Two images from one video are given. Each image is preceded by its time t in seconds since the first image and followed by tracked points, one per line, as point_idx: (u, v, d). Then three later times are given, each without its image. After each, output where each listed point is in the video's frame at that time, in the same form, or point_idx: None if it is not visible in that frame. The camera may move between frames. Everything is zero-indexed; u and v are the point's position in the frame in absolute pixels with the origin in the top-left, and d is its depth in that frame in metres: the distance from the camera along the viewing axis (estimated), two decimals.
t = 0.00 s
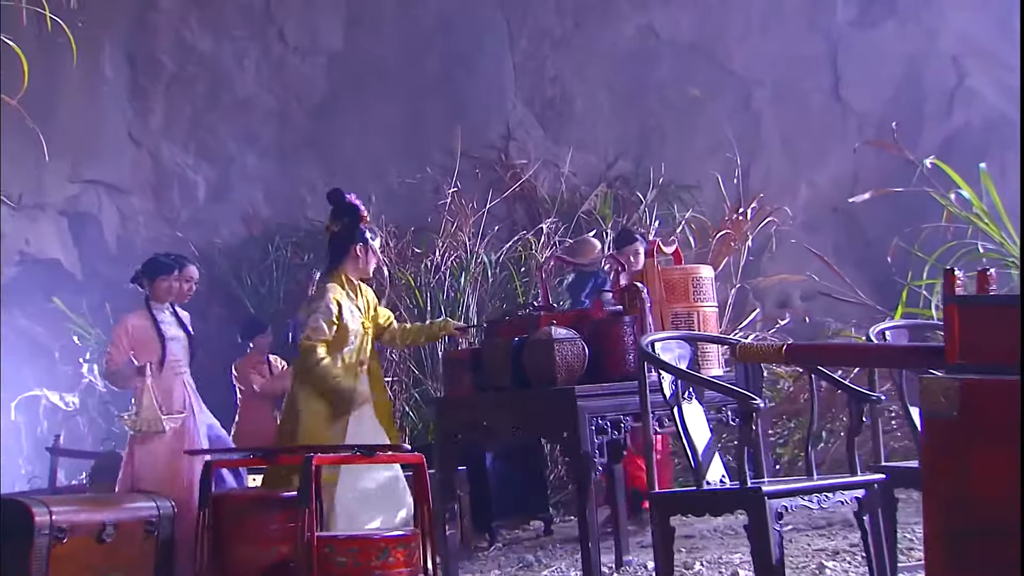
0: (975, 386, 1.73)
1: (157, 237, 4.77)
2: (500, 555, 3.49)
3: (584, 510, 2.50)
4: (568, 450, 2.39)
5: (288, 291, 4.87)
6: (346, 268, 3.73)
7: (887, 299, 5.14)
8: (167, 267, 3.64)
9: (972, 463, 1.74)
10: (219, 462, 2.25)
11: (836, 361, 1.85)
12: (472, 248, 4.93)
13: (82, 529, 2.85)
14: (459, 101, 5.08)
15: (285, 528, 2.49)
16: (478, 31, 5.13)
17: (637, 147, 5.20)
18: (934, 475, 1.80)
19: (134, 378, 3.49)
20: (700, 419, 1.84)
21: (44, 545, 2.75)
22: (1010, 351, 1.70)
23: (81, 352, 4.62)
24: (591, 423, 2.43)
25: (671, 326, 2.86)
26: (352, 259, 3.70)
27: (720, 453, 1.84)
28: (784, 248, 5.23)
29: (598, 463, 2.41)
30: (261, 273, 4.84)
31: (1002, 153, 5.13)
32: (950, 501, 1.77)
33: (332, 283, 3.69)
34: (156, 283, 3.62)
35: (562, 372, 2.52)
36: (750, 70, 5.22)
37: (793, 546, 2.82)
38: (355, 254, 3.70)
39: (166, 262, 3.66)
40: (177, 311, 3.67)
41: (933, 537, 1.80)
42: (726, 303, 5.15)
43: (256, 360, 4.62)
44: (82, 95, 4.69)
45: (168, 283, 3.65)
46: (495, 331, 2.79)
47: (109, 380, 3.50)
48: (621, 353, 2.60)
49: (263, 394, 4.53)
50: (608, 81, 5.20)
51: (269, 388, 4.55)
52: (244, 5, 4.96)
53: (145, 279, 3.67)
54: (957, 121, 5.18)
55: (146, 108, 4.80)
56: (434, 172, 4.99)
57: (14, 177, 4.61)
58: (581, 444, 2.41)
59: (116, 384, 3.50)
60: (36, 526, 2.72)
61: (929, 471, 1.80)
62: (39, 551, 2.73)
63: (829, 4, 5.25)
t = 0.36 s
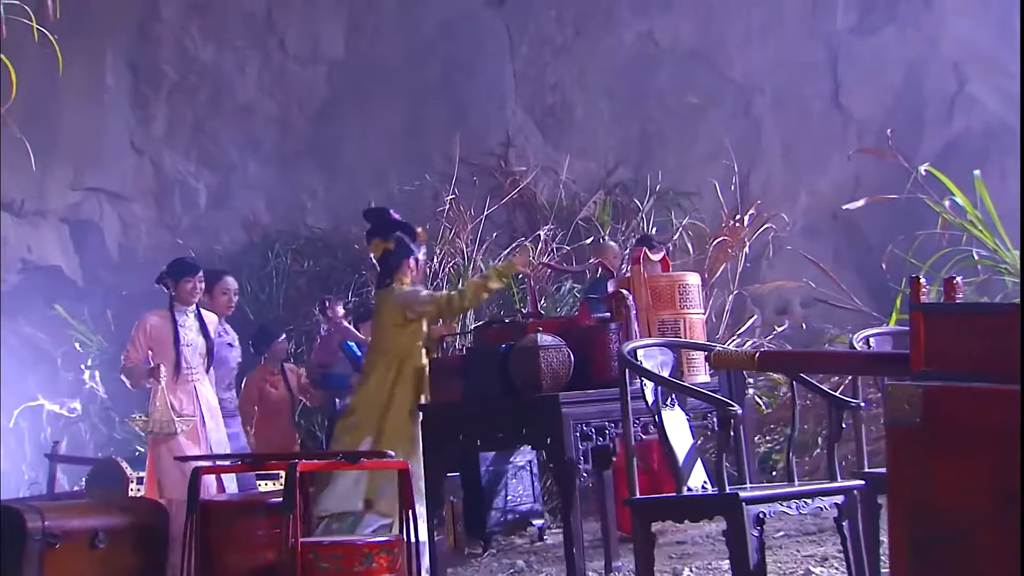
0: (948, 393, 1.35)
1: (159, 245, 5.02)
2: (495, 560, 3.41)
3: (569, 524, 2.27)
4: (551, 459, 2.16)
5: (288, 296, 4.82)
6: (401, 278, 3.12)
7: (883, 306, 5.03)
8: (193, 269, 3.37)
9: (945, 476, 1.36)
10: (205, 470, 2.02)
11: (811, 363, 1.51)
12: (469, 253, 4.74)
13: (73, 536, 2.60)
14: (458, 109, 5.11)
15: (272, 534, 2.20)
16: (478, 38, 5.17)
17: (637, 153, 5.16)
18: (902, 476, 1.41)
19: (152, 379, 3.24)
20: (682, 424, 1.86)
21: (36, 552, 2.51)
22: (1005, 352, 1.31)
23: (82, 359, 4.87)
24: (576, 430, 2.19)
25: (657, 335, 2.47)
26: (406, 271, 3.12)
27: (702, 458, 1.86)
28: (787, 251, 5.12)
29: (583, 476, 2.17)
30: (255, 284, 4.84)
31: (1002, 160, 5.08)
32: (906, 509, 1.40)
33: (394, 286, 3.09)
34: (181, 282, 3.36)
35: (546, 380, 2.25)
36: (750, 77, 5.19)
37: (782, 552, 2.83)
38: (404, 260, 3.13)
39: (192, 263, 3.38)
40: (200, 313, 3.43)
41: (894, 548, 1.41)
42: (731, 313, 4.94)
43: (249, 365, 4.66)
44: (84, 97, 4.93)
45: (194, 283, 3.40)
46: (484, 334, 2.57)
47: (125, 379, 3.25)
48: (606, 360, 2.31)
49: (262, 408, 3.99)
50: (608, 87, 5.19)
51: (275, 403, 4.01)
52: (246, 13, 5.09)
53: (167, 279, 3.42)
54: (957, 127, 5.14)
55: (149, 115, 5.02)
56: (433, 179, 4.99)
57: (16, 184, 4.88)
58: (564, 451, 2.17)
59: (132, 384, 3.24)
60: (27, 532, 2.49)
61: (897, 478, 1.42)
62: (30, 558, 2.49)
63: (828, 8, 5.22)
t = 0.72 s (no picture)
0: (906, 403, 1.13)
1: (143, 252, 5.03)
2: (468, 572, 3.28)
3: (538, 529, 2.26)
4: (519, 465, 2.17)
5: (272, 304, 4.71)
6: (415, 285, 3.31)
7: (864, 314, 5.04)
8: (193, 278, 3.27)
9: (895, 485, 1.15)
10: (175, 475, 1.98)
11: (758, 375, 1.38)
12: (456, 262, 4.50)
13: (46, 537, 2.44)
14: (443, 116, 5.17)
15: (245, 541, 2.13)
16: (463, 48, 5.24)
17: (620, 162, 5.19)
18: (845, 482, 1.20)
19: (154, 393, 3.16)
20: (648, 431, 1.87)
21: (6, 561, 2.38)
22: (991, 360, 1.09)
23: (66, 366, 4.88)
24: (546, 437, 2.18)
25: (628, 343, 2.47)
26: (422, 276, 3.30)
27: (669, 465, 1.88)
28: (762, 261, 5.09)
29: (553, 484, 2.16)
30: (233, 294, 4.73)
31: (987, 167, 5.03)
32: (848, 520, 1.20)
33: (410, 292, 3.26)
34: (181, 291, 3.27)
35: (517, 388, 2.25)
36: (735, 84, 5.22)
37: (755, 557, 2.85)
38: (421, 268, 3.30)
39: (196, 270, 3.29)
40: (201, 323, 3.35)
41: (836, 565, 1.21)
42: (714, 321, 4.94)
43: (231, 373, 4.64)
44: (69, 104, 4.98)
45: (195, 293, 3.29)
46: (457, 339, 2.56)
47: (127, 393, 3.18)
48: (575, 367, 2.32)
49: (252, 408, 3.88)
50: (591, 96, 5.23)
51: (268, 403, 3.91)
52: (231, 24, 5.13)
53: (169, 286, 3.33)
54: (939, 137, 5.11)
55: (133, 123, 5.06)
56: (416, 187, 4.98)
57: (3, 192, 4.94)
58: (534, 458, 2.17)
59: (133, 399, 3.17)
60: None
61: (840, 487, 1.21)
62: None
63: (813, 20, 5.24)
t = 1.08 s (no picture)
0: (856, 412, 1.14)
1: (126, 258, 5.10)
2: None
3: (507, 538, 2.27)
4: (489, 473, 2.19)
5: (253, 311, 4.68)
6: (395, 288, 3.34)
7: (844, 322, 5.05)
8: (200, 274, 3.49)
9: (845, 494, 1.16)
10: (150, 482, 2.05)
11: (727, 383, 1.37)
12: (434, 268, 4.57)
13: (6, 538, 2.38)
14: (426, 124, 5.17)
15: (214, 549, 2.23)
16: (447, 58, 5.24)
17: (603, 171, 5.10)
18: (794, 491, 1.22)
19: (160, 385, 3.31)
20: (615, 437, 1.89)
21: None
22: (944, 370, 1.10)
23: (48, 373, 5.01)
24: (515, 444, 2.20)
25: (598, 351, 2.48)
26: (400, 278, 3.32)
27: (636, 471, 1.90)
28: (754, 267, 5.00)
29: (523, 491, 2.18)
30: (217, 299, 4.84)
31: (965, 175, 4.78)
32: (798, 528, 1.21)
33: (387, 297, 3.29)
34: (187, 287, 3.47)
35: (488, 395, 2.28)
36: (718, 94, 5.09)
37: (728, 564, 2.87)
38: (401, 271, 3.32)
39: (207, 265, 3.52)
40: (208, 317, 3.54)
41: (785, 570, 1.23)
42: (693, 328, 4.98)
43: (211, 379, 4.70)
44: (57, 112, 5.25)
45: (200, 291, 3.50)
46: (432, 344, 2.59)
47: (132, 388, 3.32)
48: (545, 375, 2.34)
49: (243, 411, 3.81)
50: (575, 105, 5.16)
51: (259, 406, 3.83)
52: (215, 33, 5.20)
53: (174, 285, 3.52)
54: (920, 145, 4.90)
55: (116, 130, 5.21)
56: (398, 194, 4.94)
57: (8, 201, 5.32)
58: (504, 464, 2.18)
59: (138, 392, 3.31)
60: None
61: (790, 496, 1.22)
62: None
63: (795, 28, 5.06)
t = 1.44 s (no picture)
0: (803, 413, 1.16)
1: (110, 261, 5.07)
2: None
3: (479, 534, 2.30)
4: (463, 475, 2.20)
5: (240, 313, 4.81)
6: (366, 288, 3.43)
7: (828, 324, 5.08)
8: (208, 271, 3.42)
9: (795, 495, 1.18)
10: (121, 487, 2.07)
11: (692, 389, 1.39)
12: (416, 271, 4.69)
13: None
14: (412, 127, 5.09)
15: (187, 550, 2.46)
16: (432, 60, 5.16)
17: (590, 173, 5.09)
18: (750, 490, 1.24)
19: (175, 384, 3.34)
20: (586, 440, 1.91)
21: None
22: (898, 373, 1.11)
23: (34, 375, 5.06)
24: (489, 446, 2.21)
25: (572, 354, 2.50)
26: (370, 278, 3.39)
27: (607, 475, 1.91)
28: (738, 270, 5.00)
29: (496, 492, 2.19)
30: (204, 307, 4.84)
31: (948, 179, 4.85)
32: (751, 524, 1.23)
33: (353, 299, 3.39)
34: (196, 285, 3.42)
35: (462, 398, 2.29)
36: (704, 96, 5.09)
37: (704, 565, 2.90)
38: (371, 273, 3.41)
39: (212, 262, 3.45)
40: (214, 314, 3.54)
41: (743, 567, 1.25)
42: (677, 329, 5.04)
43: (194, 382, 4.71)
44: (42, 115, 5.23)
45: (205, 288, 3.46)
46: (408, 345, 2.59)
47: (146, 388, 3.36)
48: (519, 378, 2.35)
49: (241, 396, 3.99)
50: (562, 108, 5.12)
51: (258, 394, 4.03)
52: (200, 36, 5.17)
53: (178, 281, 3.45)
54: (902, 149, 4.94)
55: (102, 134, 5.17)
56: (384, 198, 4.95)
57: None
58: (477, 467, 2.19)
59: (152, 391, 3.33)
60: None
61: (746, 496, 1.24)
62: None
63: (779, 31, 5.07)
